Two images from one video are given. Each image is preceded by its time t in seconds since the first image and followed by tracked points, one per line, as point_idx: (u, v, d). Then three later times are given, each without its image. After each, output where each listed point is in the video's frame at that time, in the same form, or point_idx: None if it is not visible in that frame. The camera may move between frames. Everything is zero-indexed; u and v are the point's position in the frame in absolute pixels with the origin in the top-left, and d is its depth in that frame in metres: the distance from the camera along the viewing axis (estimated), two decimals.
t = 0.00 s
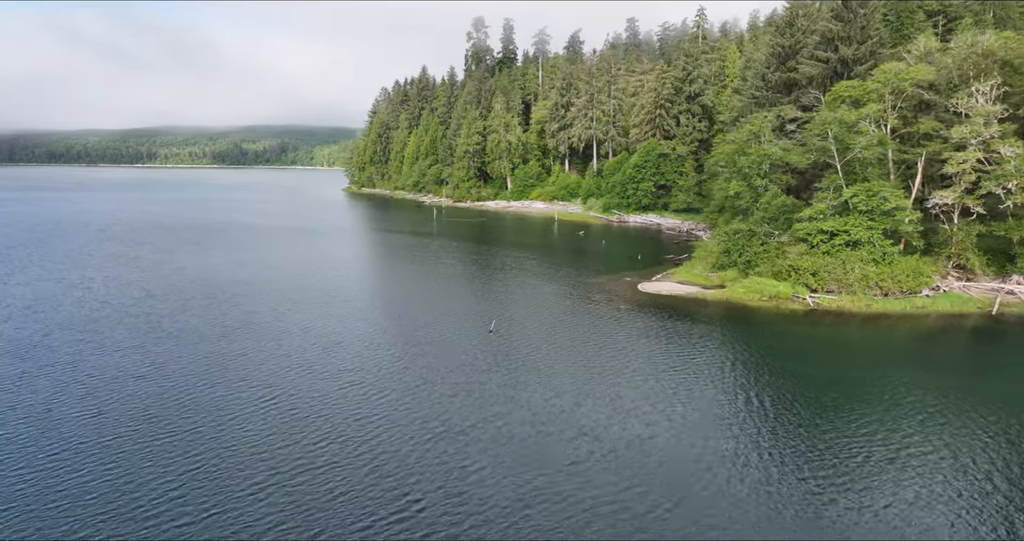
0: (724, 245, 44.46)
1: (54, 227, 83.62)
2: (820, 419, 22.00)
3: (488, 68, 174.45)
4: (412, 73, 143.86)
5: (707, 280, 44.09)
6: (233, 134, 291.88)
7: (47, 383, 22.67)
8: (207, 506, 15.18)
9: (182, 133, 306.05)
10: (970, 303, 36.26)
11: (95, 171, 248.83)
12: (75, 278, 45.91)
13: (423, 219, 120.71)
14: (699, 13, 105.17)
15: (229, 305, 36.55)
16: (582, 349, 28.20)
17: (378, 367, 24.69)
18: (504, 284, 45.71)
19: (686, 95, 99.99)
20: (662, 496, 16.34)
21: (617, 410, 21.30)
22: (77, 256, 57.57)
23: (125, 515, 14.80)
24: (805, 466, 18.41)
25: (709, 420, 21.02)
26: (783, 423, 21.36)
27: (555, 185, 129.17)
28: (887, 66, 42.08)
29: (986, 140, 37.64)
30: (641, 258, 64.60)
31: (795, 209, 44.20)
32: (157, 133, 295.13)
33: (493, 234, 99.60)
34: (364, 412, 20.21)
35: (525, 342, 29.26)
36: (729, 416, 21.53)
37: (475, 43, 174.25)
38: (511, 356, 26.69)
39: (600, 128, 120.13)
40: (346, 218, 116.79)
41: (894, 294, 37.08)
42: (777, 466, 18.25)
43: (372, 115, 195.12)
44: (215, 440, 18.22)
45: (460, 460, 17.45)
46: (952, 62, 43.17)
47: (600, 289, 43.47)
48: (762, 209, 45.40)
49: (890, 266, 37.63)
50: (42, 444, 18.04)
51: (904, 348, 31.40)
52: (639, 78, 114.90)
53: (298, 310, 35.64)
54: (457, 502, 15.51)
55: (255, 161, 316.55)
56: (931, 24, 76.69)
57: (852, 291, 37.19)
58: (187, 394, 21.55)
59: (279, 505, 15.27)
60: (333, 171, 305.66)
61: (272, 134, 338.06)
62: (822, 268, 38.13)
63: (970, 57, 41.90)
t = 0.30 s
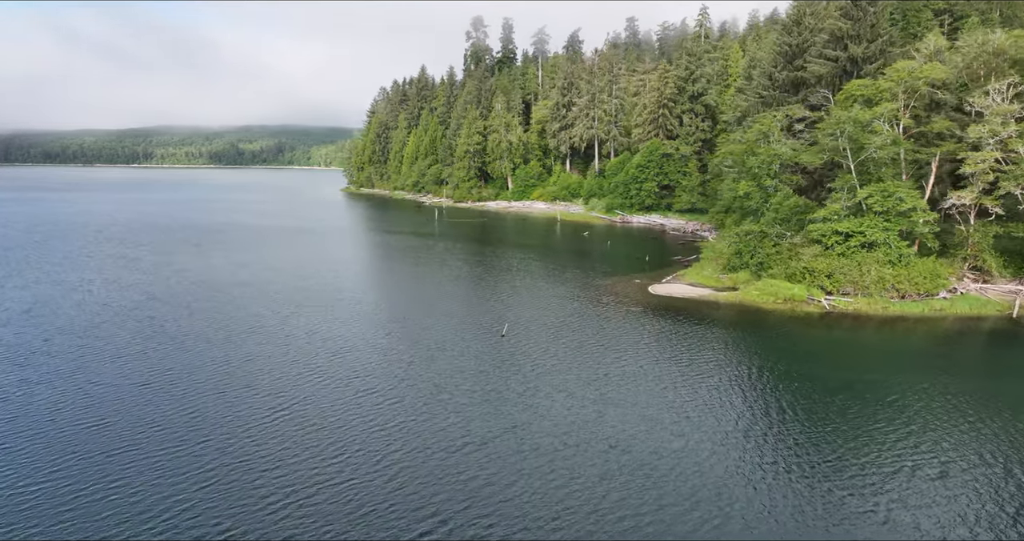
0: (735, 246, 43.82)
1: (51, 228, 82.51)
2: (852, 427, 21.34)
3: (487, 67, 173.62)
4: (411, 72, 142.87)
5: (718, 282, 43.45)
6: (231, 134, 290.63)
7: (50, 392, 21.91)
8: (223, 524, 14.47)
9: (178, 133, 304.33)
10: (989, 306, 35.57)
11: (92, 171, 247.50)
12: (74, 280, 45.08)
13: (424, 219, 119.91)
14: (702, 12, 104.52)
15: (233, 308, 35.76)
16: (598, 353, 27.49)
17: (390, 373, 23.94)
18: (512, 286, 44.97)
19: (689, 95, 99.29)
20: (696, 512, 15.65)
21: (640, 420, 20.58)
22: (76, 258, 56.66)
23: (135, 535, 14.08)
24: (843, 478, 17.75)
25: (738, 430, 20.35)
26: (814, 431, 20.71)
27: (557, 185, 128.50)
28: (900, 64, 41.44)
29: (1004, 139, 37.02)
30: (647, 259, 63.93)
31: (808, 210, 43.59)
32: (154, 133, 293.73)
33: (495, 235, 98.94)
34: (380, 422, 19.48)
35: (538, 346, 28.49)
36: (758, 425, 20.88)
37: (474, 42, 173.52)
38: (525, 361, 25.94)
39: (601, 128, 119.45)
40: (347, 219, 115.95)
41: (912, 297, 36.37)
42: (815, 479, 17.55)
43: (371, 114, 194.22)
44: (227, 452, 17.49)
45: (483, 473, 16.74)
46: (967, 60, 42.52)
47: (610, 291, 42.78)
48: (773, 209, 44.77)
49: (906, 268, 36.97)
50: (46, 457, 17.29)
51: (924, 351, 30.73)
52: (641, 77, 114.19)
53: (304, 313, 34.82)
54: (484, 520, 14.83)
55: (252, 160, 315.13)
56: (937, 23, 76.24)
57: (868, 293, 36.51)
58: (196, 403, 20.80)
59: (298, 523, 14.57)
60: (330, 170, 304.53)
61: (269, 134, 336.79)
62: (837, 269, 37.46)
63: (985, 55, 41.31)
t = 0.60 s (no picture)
0: (747, 247, 43.24)
1: (48, 229, 81.55)
2: (882, 432, 20.80)
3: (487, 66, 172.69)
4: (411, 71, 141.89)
5: (729, 284, 42.87)
6: (228, 134, 289.47)
7: (54, 401, 21.14)
8: None
9: (175, 133, 302.79)
10: (1009, 308, 34.90)
11: (88, 172, 246.44)
12: (74, 283, 44.19)
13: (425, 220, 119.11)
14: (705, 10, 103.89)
15: (238, 312, 34.97)
16: (613, 359, 26.76)
17: (404, 380, 23.22)
18: (519, 288, 44.24)
19: (692, 94, 98.55)
20: (736, 531, 14.97)
21: (666, 431, 19.90)
22: (74, 260, 55.71)
23: None
24: (883, 489, 17.19)
25: (766, 439, 19.78)
26: (845, 439, 20.15)
27: (558, 186, 127.79)
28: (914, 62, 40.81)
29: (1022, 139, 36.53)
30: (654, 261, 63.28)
31: (820, 211, 42.98)
32: (150, 133, 292.56)
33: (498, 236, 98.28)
34: (399, 434, 18.76)
35: (554, 351, 27.76)
36: (785, 433, 20.34)
37: (473, 41, 172.73)
38: (540, 367, 25.20)
39: (603, 128, 118.79)
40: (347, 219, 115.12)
41: (929, 299, 35.72)
42: (852, 490, 17.01)
43: (370, 114, 193.31)
44: (241, 468, 16.71)
45: (511, 490, 16.05)
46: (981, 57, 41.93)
47: (619, 293, 42.14)
48: (785, 210, 44.09)
49: (923, 269, 36.31)
50: (51, 473, 16.50)
51: (945, 355, 30.10)
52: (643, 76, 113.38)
53: (311, 317, 34.07)
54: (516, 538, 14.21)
55: (249, 160, 313.70)
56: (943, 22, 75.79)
57: (885, 295, 35.87)
58: (207, 412, 20.08)
59: None
60: (328, 170, 303.50)
61: (266, 134, 335.41)
62: (854, 271, 36.80)
63: (1001, 53, 40.73)
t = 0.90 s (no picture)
0: (759, 249, 42.60)
1: (44, 230, 80.27)
2: (918, 444, 20.19)
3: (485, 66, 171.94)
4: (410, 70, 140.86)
5: (742, 286, 42.24)
6: (223, 133, 287.77)
7: (56, 412, 20.25)
8: None
9: (170, 133, 300.67)
10: None
11: (83, 172, 244.45)
12: (73, 286, 43.19)
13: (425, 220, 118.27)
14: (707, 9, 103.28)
15: (243, 316, 34.11)
16: (633, 365, 26.06)
17: (420, 389, 22.43)
18: (527, 290, 43.46)
19: (695, 94, 98.04)
20: None
21: (697, 443, 19.20)
22: (71, 262, 54.68)
23: None
24: (927, 505, 16.56)
25: (802, 452, 19.09)
26: (881, 451, 19.52)
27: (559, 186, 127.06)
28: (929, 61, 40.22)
29: None
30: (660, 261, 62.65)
31: (833, 211, 42.37)
32: (145, 134, 290.61)
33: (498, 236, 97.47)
34: (420, 447, 18.00)
35: (571, 356, 27.02)
36: (819, 445, 19.67)
37: (472, 41, 171.94)
38: (559, 374, 24.45)
39: (604, 127, 118.10)
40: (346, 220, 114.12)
41: (948, 302, 35.04)
42: (898, 507, 16.36)
43: (367, 114, 192.43)
44: (257, 486, 15.91)
45: (542, 510, 15.30)
46: (996, 56, 41.37)
47: (630, 295, 41.47)
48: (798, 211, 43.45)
49: (942, 271, 35.62)
50: (56, 492, 15.67)
51: (967, 359, 29.46)
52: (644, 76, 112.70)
53: (319, 321, 33.23)
54: None
55: (245, 161, 312.09)
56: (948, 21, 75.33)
57: (903, 298, 35.21)
58: (217, 425, 19.22)
59: None
60: (324, 170, 302.26)
61: (261, 134, 333.87)
62: (871, 274, 36.16)
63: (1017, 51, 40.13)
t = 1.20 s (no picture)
0: (771, 250, 42.01)
1: (40, 231, 79.12)
2: (960, 456, 19.54)
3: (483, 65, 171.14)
4: (409, 69, 139.91)
5: (753, 287, 41.67)
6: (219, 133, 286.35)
7: (59, 424, 19.49)
8: None
9: (165, 133, 298.78)
10: None
11: (78, 172, 243.06)
12: (71, 289, 42.29)
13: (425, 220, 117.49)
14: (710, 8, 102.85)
15: (248, 320, 33.28)
16: (652, 372, 25.36)
17: (436, 398, 21.66)
18: (536, 293, 42.69)
19: (698, 93, 97.67)
20: None
21: (727, 458, 18.48)
22: (68, 264, 53.72)
23: None
24: (976, 523, 15.93)
25: (841, 466, 18.45)
26: (923, 463, 18.89)
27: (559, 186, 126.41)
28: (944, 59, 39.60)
29: None
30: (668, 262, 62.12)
31: (846, 211, 41.77)
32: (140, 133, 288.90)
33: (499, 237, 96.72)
34: (441, 462, 17.28)
35: (587, 362, 26.30)
36: (858, 458, 19.04)
37: (470, 40, 171.22)
38: (576, 382, 23.70)
39: (605, 127, 117.42)
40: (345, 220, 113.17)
41: (966, 305, 34.45)
42: (948, 526, 15.70)
43: (365, 113, 191.46)
44: (274, 505, 15.16)
45: (574, 530, 14.63)
46: (1009, 54, 40.83)
47: (640, 298, 40.89)
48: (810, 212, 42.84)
49: (960, 274, 35.00)
50: (62, 512, 14.89)
51: (993, 363, 28.82)
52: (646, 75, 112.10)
53: (325, 326, 32.41)
54: None
55: (240, 161, 310.49)
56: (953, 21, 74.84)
57: (920, 300, 34.60)
58: (229, 437, 18.47)
59: None
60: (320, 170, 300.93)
61: (257, 134, 332.35)
62: (887, 276, 35.54)
63: None
